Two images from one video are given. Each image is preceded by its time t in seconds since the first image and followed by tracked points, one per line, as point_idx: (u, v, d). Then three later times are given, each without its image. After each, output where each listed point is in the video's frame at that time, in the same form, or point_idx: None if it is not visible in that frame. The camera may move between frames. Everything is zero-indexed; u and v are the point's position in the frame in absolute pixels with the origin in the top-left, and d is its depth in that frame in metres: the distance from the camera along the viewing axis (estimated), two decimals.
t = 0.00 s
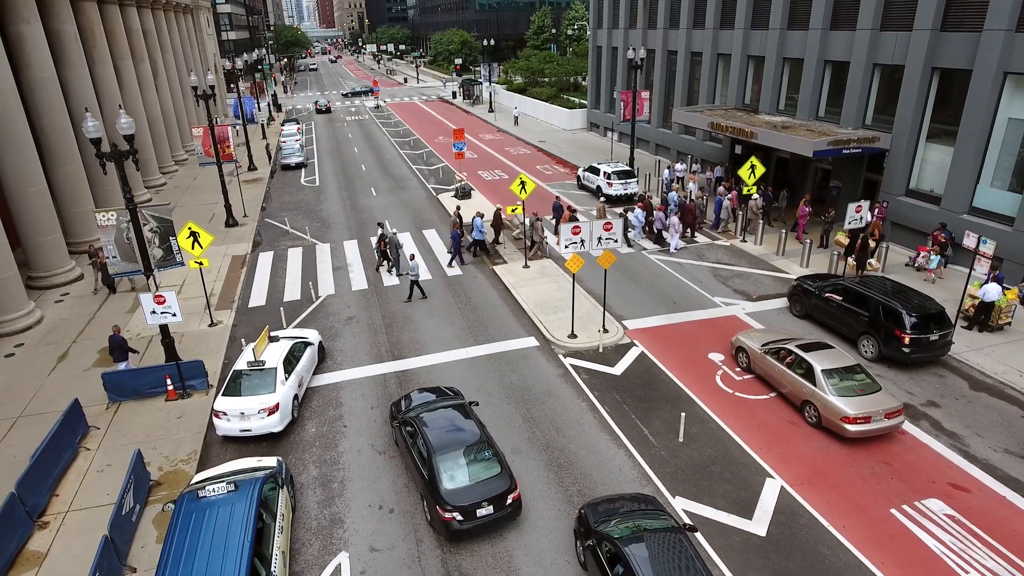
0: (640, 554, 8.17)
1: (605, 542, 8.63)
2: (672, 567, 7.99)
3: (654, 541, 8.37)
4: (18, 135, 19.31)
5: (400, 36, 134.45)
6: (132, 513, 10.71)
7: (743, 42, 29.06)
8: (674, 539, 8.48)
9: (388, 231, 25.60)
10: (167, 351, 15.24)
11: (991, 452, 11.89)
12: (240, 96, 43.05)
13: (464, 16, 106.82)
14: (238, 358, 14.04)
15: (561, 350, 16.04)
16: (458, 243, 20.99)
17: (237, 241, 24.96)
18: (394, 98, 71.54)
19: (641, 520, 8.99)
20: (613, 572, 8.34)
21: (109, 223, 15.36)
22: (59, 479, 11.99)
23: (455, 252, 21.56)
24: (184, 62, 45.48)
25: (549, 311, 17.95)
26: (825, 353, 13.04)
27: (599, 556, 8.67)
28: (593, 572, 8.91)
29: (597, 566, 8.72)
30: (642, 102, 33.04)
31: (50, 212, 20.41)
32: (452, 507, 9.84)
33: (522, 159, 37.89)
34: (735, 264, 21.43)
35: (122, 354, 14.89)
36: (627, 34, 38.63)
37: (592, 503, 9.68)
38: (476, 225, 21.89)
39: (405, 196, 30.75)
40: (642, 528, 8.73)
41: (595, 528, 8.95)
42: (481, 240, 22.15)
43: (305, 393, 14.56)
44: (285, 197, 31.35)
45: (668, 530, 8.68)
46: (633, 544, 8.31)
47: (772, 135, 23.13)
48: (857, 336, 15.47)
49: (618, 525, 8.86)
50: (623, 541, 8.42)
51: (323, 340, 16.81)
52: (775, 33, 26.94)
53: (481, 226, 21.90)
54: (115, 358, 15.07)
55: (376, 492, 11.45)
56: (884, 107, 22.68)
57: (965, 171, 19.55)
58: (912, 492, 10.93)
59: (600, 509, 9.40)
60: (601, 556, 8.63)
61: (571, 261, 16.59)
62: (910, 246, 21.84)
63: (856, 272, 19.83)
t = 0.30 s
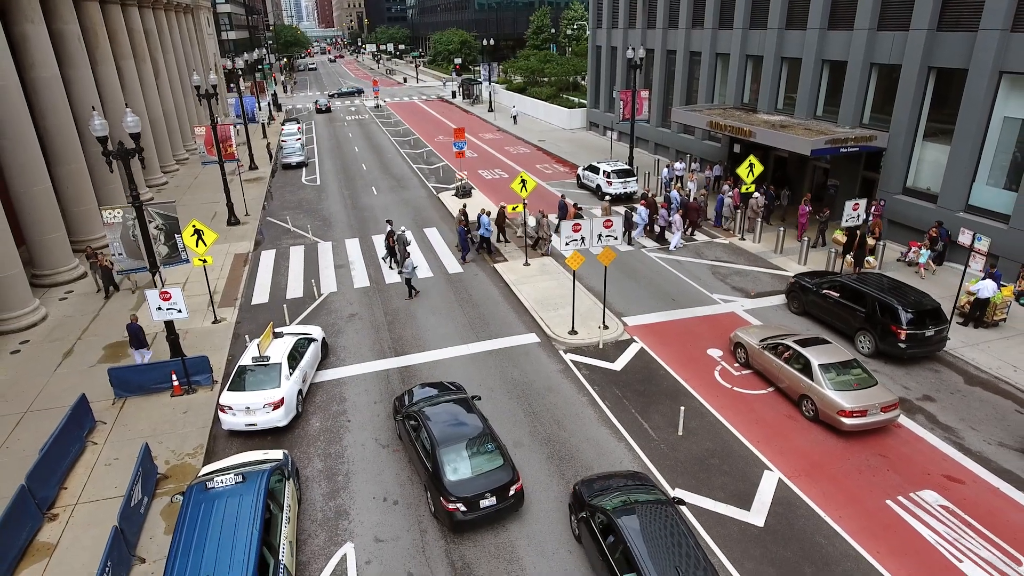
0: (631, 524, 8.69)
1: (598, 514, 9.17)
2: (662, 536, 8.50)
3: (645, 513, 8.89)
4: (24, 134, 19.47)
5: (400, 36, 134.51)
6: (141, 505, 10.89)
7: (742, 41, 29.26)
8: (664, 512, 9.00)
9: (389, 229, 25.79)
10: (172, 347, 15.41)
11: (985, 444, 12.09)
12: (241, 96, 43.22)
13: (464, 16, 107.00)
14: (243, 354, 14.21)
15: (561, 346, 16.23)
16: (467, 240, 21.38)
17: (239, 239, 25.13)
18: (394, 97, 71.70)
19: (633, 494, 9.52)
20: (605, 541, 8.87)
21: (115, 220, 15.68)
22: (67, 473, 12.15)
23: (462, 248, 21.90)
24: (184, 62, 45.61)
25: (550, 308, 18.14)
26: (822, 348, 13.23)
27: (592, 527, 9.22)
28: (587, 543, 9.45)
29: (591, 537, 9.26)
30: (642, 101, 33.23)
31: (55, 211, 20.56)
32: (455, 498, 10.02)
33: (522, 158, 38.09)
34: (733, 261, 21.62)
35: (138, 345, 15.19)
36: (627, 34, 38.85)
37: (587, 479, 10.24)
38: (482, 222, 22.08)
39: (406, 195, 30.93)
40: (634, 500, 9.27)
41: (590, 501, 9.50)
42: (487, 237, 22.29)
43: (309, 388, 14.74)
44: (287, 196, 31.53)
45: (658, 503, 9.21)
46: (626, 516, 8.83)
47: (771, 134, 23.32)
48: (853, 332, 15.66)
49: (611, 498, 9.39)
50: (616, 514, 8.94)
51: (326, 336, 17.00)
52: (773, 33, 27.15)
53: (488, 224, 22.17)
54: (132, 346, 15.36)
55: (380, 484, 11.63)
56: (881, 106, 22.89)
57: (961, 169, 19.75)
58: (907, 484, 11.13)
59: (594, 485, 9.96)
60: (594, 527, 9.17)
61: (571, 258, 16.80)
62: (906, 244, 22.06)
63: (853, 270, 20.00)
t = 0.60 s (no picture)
0: (623, 497, 9.25)
1: (592, 488, 9.73)
2: (652, 507, 9.07)
3: (636, 486, 9.45)
4: (30, 133, 19.67)
5: (398, 36, 134.61)
6: (150, 497, 11.08)
7: (740, 42, 29.48)
8: (654, 485, 9.57)
9: (391, 228, 25.99)
10: (177, 343, 15.61)
11: (979, 437, 12.32)
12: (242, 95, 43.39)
13: (463, 16, 107.19)
14: (249, 349, 14.42)
15: (562, 342, 16.44)
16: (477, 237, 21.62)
17: (241, 237, 25.30)
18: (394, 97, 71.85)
19: (628, 471, 10.11)
20: (598, 513, 9.43)
21: (122, 218, 15.57)
22: (77, 466, 12.34)
23: (469, 246, 22.22)
24: (185, 62, 45.77)
25: (551, 305, 18.36)
26: (819, 343, 13.45)
27: (587, 500, 9.77)
28: (581, 517, 10.01)
29: (585, 510, 9.81)
30: (641, 101, 33.41)
31: (60, 209, 20.75)
32: (460, 489, 10.24)
33: (522, 157, 38.29)
34: (732, 259, 21.84)
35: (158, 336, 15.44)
36: (626, 34, 39.07)
37: (583, 459, 10.83)
38: (487, 220, 22.24)
39: (407, 194, 31.13)
40: (627, 476, 9.86)
41: (584, 477, 10.07)
42: (493, 235, 22.43)
43: (314, 383, 14.94)
44: (288, 195, 31.73)
45: (649, 477, 9.80)
46: (618, 489, 9.39)
47: (769, 133, 23.55)
48: (850, 328, 15.88)
49: (605, 475, 10.00)
50: (610, 488, 9.49)
51: (330, 333, 17.20)
52: (772, 33, 27.37)
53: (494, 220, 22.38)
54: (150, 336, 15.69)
55: (385, 477, 11.84)
56: (878, 105, 23.12)
57: (957, 168, 19.99)
58: (902, 476, 11.35)
59: (589, 463, 10.56)
60: (588, 501, 9.73)
61: (572, 255, 17.06)
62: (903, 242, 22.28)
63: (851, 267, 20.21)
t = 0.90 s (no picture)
0: (615, 472, 9.73)
1: (586, 465, 10.21)
2: (643, 481, 9.54)
3: (629, 463, 9.91)
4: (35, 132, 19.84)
5: (398, 36, 134.96)
6: (159, 489, 11.29)
7: (739, 42, 29.71)
8: (645, 461, 10.04)
9: (392, 227, 26.20)
10: (183, 340, 15.82)
11: (972, 430, 12.55)
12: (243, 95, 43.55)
13: (462, 16, 107.46)
14: (254, 345, 14.65)
15: (563, 339, 16.67)
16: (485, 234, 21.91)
17: (244, 236, 25.49)
18: (393, 97, 72.04)
19: (621, 449, 10.56)
20: (591, 488, 9.89)
21: (129, 216, 15.92)
22: (86, 459, 12.54)
23: (476, 244, 22.43)
24: (186, 62, 45.95)
25: (551, 302, 18.58)
26: (815, 338, 13.69)
27: (580, 477, 10.24)
28: (576, 494, 10.46)
29: (579, 486, 10.27)
30: (640, 101, 33.62)
31: (64, 208, 20.93)
32: (464, 480, 10.45)
33: (522, 157, 38.50)
34: (731, 257, 22.08)
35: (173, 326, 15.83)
36: (625, 34, 39.29)
37: (579, 440, 11.32)
38: (493, 218, 22.47)
39: (407, 193, 31.33)
40: (621, 453, 10.33)
41: (579, 456, 10.54)
42: (499, 233, 22.65)
43: (318, 379, 15.15)
44: (290, 194, 31.95)
45: (641, 455, 10.26)
46: (611, 466, 9.86)
47: (767, 132, 23.77)
48: (847, 324, 16.11)
49: (599, 452, 10.47)
50: (602, 465, 9.96)
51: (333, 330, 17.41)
52: (770, 34, 27.61)
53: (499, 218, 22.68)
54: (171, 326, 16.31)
55: (390, 469, 12.05)
56: (875, 105, 23.35)
57: (953, 167, 20.22)
58: (897, 468, 11.57)
59: (583, 444, 11.04)
60: (582, 478, 10.19)
61: (572, 253, 17.34)
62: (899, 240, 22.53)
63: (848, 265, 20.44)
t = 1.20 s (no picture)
0: (609, 454, 10.26)
1: (582, 449, 10.71)
2: (637, 462, 10.06)
3: (623, 446, 10.42)
4: (40, 133, 20.01)
5: (397, 37, 135.31)
6: (168, 485, 11.46)
7: (737, 44, 29.96)
8: (639, 444, 10.55)
9: (394, 228, 26.40)
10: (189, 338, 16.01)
11: (967, 426, 12.77)
12: (245, 97, 43.76)
13: (462, 18, 107.81)
14: (260, 343, 14.84)
15: (564, 337, 16.87)
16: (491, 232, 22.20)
17: (247, 237, 25.69)
18: (393, 99, 72.26)
19: (616, 433, 11.09)
20: (587, 470, 10.38)
21: (136, 215, 15.71)
22: (95, 456, 12.70)
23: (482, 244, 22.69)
24: (188, 64, 46.14)
25: (553, 301, 18.79)
26: (811, 335, 13.91)
27: (576, 460, 10.77)
28: (572, 477, 10.95)
29: (575, 469, 10.77)
30: (639, 102, 33.86)
31: (69, 208, 21.09)
32: (468, 475, 10.64)
33: (522, 158, 38.72)
34: (730, 257, 22.30)
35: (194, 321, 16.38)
36: (625, 36, 39.56)
37: (576, 424, 11.84)
38: (499, 217, 22.91)
39: (409, 194, 31.55)
40: (616, 437, 10.83)
41: (575, 439, 11.06)
42: (505, 232, 23.08)
43: (323, 377, 15.35)
44: (292, 195, 32.16)
45: (636, 438, 10.77)
46: (606, 448, 10.36)
47: (766, 133, 23.98)
48: (845, 323, 16.33)
49: (595, 436, 11.00)
50: (598, 448, 10.45)
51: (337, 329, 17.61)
52: (767, 36, 27.86)
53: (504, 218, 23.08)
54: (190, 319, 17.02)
55: (395, 465, 12.24)
56: (872, 106, 23.59)
57: (949, 168, 20.46)
58: (894, 463, 11.78)
59: (580, 428, 11.55)
60: (578, 461, 10.72)
61: (574, 252, 17.57)
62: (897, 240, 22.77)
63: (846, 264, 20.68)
